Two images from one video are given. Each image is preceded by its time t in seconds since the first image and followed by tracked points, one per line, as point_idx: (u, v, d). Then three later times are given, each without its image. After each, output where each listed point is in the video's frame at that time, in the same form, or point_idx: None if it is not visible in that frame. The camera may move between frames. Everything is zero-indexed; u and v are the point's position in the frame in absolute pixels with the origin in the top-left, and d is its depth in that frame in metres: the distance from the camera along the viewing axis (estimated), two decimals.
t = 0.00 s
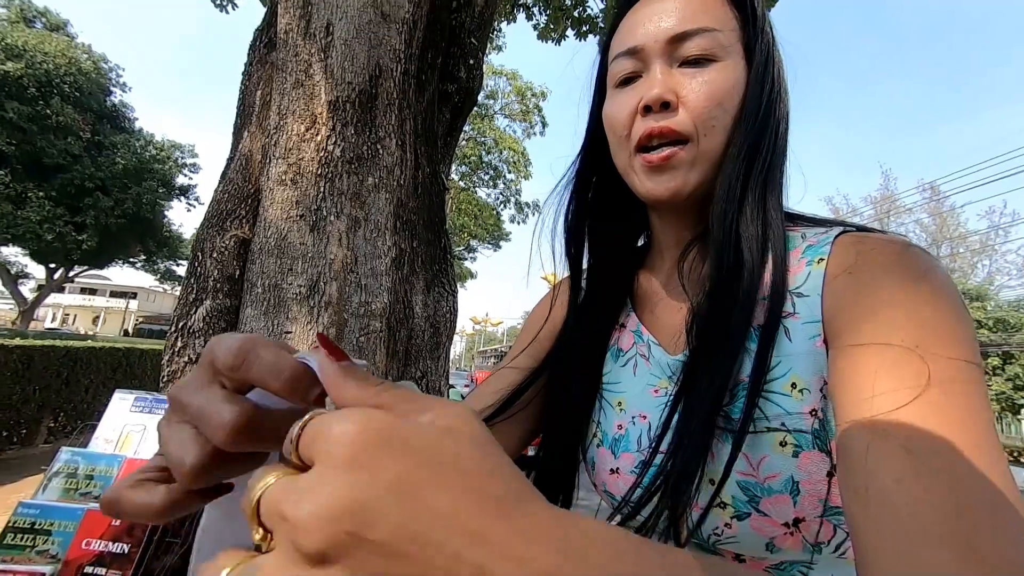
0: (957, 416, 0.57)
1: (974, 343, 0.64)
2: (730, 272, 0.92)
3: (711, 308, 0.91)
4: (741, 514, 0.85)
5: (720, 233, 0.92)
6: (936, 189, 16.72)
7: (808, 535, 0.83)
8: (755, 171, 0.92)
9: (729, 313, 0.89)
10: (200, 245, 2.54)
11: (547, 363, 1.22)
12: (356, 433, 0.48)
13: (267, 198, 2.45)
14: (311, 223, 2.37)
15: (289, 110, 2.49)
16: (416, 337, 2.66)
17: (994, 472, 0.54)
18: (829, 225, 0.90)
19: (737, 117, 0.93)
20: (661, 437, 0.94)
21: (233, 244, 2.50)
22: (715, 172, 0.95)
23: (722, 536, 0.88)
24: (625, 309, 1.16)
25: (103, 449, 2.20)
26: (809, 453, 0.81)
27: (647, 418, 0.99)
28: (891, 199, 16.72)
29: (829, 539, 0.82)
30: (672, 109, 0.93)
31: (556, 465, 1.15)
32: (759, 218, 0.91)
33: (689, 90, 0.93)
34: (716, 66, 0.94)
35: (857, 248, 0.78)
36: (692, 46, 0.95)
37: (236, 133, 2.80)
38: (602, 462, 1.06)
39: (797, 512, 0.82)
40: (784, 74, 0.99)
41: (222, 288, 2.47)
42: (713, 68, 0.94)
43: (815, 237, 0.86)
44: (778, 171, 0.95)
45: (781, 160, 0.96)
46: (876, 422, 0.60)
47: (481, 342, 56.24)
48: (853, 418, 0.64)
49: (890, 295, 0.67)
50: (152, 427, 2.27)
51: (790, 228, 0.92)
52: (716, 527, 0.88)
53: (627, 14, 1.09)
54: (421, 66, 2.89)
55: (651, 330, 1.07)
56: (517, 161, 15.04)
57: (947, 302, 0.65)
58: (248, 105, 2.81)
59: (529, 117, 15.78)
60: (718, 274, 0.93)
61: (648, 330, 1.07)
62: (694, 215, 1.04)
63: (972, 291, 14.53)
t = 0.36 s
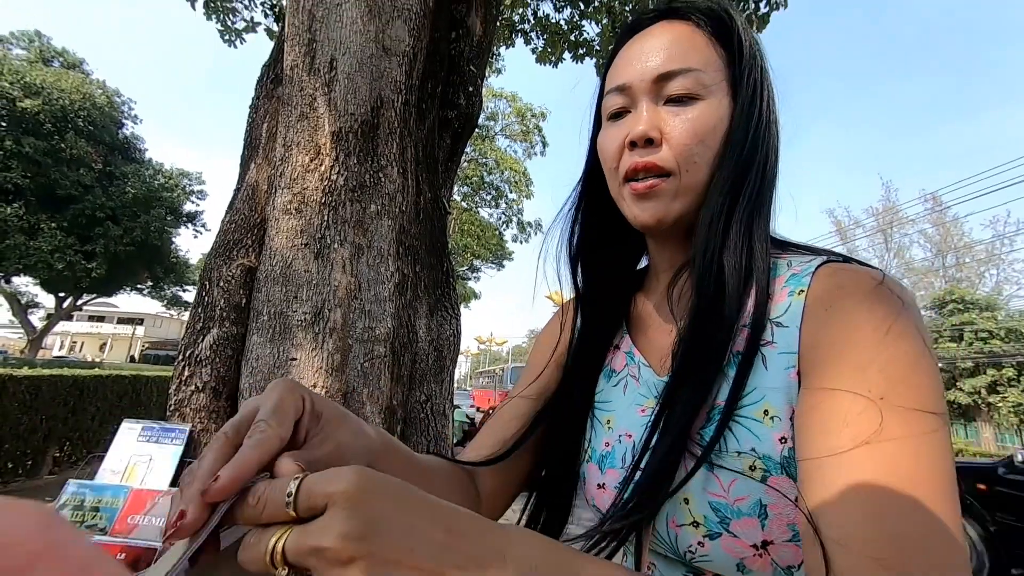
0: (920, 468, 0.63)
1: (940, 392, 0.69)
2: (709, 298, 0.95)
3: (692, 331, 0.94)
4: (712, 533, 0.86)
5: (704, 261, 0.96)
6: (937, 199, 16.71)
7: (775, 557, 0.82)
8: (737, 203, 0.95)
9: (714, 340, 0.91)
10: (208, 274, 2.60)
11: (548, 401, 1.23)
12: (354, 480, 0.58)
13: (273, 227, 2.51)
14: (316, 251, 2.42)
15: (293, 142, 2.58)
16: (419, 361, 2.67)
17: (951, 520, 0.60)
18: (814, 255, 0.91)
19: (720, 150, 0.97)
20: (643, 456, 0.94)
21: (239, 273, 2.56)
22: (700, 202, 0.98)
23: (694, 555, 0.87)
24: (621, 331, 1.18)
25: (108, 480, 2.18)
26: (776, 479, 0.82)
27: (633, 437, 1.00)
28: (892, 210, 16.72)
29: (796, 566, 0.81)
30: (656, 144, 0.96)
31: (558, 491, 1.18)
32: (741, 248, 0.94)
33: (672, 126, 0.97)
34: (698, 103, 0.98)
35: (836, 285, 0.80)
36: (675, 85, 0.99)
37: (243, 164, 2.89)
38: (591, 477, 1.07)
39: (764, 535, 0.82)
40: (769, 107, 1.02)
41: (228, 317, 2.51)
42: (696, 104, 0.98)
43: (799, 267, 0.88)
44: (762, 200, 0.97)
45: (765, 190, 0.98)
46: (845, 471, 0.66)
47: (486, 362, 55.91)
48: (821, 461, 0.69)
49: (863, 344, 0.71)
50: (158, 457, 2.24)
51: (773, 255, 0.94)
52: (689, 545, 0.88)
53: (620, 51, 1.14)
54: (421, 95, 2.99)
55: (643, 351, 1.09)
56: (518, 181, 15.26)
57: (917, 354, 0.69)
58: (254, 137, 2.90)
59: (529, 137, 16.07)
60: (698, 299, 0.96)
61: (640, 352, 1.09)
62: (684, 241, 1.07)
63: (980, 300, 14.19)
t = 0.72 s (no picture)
0: (927, 481, 0.65)
1: (932, 403, 0.72)
2: (707, 319, 0.97)
3: (690, 349, 0.97)
4: (718, 544, 0.86)
5: (698, 289, 0.98)
6: (931, 213, 16.88)
7: (778, 567, 0.84)
8: (727, 236, 0.99)
9: (714, 356, 0.93)
10: (212, 299, 2.63)
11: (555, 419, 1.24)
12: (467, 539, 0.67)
13: (277, 251, 2.55)
14: (319, 274, 2.45)
15: (298, 167, 2.64)
16: (422, 382, 2.67)
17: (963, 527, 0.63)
18: (803, 279, 0.95)
19: (708, 187, 1.01)
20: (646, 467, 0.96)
21: (244, 297, 2.59)
22: (693, 234, 1.02)
23: (700, 566, 0.88)
24: (624, 352, 1.21)
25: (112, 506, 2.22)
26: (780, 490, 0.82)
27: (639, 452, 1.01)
28: (887, 223, 16.88)
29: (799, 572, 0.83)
30: (650, 182, 1.01)
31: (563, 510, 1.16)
32: (731, 277, 0.97)
33: (664, 165, 1.01)
34: (687, 145, 1.02)
35: (826, 307, 0.84)
36: (665, 128, 1.04)
37: (247, 190, 2.95)
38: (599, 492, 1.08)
39: (768, 545, 0.83)
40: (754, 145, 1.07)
41: (232, 341, 2.53)
42: (685, 146, 1.02)
43: (791, 290, 0.91)
44: (748, 232, 1.01)
45: (751, 223, 1.02)
46: (857, 491, 0.68)
47: (486, 380, 55.43)
48: (833, 482, 0.71)
49: (855, 364, 0.75)
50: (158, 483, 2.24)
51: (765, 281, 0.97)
52: (696, 558, 0.89)
53: (615, 95, 1.20)
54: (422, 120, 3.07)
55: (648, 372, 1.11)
56: (516, 200, 15.45)
57: (905, 369, 0.73)
58: (259, 164, 2.97)
59: (526, 156, 16.32)
60: (691, 323, 0.98)
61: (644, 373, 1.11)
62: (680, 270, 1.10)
63: (979, 312, 14.18)
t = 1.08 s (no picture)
0: (919, 492, 0.66)
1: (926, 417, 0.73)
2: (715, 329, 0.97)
3: (696, 358, 0.97)
4: (722, 549, 0.86)
5: (705, 299, 0.99)
6: (929, 222, 16.94)
7: None
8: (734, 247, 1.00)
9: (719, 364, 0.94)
10: (214, 305, 2.63)
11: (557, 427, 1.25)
12: None
13: (279, 258, 2.57)
14: (322, 281, 2.46)
15: (301, 175, 2.66)
16: (423, 389, 2.67)
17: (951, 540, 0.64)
18: (807, 291, 0.96)
19: (716, 200, 1.02)
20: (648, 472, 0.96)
21: (246, 304, 2.60)
22: (700, 245, 1.03)
23: (703, 571, 0.88)
24: (629, 359, 1.21)
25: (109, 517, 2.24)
26: (782, 498, 0.82)
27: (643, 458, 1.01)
28: (886, 232, 16.95)
29: None
30: (659, 194, 1.02)
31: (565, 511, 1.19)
32: (737, 289, 0.98)
33: (673, 177, 1.02)
34: (698, 159, 1.04)
35: (827, 318, 0.84)
36: (676, 140, 1.05)
37: (251, 197, 2.97)
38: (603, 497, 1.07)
39: (771, 551, 0.83)
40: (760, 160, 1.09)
41: (233, 347, 2.53)
42: (696, 159, 1.04)
43: (793, 302, 0.92)
44: (754, 245, 1.03)
45: (759, 236, 1.04)
46: (852, 497, 0.68)
47: (486, 388, 55.18)
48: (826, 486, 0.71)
49: (855, 373, 0.75)
50: (159, 490, 2.29)
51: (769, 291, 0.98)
52: (700, 563, 0.88)
53: (624, 107, 1.21)
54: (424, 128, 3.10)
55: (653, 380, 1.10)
56: (516, 208, 15.51)
57: (901, 382, 0.74)
58: (263, 171, 3.00)
59: (526, 164, 16.43)
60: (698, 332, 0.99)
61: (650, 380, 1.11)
62: (686, 280, 1.11)
63: (978, 321, 14.19)
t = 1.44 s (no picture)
0: (927, 492, 0.65)
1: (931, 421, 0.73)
2: (718, 333, 0.97)
3: (700, 361, 0.96)
4: (732, 556, 0.83)
5: (710, 305, 0.99)
6: (922, 230, 17.11)
7: None
8: (739, 253, 1.01)
9: (723, 369, 0.93)
10: (209, 308, 2.61)
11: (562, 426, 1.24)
12: None
13: (275, 261, 2.55)
14: (318, 284, 2.45)
15: (298, 178, 2.65)
16: (419, 394, 2.64)
17: (958, 544, 0.63)
18: (810, 297, 0.95)
19: (720, 205, 1.02)
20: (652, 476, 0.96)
21: (241, 306, 2.58)
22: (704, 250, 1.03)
23: None
24: (629, 364, 1.20)
25: (97, 521, 2.21)
26: (792, 503, 0.80)
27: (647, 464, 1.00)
28: (880, 240, 17.08)
29: None
30: (665, 197, 1.01)
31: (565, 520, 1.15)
32: (740, 294, 0.99)
33: (680, 181, 1.02)
34: (706, 163, 1.03)
35: (833, 321, 0.83)
36: (682, 145, 1.05)
37: (247, 199, 2.95)
38: (606, 505, 1.06)
39: (782, 557, 0.80)
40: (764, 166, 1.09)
41: (228, 350, 2.51)
42: (704, 164, 1.03)
43: (798, 307, 0.91)
44: (756, 252, 1.03)
45: (763, 241, 1.05)
46: (856, 497, 0.67)
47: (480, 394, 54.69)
48: (833, 488, 0.71)
49: (860, 374, 0.75)
50: (150, 496, 2.27)
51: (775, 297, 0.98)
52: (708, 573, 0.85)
53: (628, 113, 1.22)
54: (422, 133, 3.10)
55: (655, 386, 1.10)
56: (513, 213, 15.55)
57: (907, 385, 0.74)
58: (260, 174, 2.98)
59: (524, 170, 16.48)
60: (701, 337, 0.99)
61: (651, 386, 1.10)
62: (688, 286, 1.11)
63: (971, 329, 14.27)
